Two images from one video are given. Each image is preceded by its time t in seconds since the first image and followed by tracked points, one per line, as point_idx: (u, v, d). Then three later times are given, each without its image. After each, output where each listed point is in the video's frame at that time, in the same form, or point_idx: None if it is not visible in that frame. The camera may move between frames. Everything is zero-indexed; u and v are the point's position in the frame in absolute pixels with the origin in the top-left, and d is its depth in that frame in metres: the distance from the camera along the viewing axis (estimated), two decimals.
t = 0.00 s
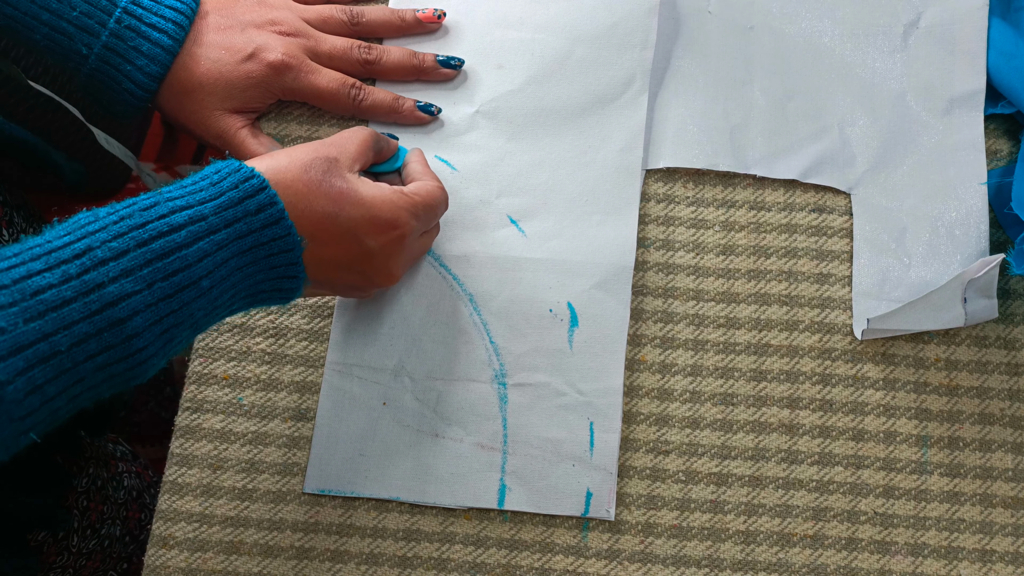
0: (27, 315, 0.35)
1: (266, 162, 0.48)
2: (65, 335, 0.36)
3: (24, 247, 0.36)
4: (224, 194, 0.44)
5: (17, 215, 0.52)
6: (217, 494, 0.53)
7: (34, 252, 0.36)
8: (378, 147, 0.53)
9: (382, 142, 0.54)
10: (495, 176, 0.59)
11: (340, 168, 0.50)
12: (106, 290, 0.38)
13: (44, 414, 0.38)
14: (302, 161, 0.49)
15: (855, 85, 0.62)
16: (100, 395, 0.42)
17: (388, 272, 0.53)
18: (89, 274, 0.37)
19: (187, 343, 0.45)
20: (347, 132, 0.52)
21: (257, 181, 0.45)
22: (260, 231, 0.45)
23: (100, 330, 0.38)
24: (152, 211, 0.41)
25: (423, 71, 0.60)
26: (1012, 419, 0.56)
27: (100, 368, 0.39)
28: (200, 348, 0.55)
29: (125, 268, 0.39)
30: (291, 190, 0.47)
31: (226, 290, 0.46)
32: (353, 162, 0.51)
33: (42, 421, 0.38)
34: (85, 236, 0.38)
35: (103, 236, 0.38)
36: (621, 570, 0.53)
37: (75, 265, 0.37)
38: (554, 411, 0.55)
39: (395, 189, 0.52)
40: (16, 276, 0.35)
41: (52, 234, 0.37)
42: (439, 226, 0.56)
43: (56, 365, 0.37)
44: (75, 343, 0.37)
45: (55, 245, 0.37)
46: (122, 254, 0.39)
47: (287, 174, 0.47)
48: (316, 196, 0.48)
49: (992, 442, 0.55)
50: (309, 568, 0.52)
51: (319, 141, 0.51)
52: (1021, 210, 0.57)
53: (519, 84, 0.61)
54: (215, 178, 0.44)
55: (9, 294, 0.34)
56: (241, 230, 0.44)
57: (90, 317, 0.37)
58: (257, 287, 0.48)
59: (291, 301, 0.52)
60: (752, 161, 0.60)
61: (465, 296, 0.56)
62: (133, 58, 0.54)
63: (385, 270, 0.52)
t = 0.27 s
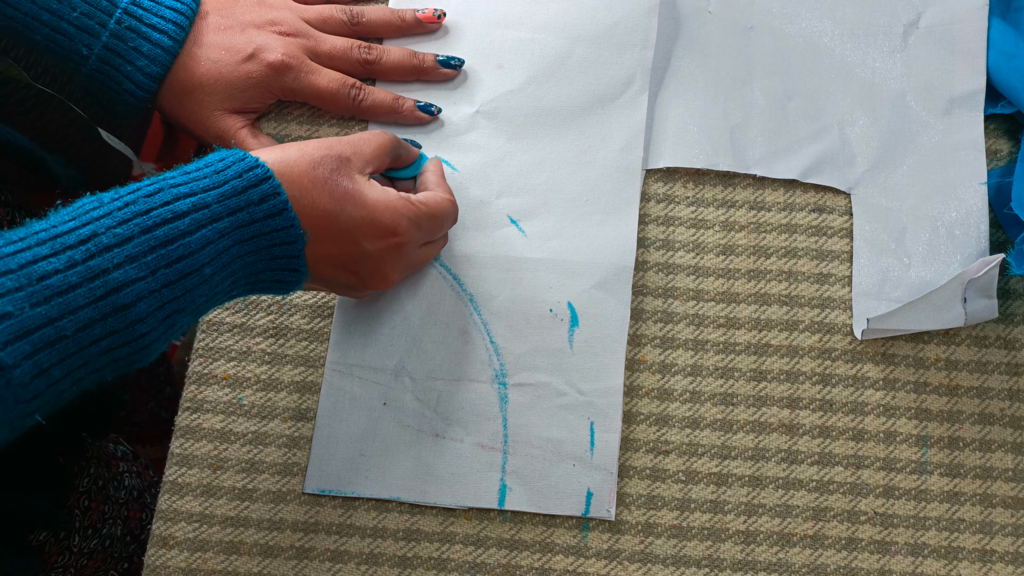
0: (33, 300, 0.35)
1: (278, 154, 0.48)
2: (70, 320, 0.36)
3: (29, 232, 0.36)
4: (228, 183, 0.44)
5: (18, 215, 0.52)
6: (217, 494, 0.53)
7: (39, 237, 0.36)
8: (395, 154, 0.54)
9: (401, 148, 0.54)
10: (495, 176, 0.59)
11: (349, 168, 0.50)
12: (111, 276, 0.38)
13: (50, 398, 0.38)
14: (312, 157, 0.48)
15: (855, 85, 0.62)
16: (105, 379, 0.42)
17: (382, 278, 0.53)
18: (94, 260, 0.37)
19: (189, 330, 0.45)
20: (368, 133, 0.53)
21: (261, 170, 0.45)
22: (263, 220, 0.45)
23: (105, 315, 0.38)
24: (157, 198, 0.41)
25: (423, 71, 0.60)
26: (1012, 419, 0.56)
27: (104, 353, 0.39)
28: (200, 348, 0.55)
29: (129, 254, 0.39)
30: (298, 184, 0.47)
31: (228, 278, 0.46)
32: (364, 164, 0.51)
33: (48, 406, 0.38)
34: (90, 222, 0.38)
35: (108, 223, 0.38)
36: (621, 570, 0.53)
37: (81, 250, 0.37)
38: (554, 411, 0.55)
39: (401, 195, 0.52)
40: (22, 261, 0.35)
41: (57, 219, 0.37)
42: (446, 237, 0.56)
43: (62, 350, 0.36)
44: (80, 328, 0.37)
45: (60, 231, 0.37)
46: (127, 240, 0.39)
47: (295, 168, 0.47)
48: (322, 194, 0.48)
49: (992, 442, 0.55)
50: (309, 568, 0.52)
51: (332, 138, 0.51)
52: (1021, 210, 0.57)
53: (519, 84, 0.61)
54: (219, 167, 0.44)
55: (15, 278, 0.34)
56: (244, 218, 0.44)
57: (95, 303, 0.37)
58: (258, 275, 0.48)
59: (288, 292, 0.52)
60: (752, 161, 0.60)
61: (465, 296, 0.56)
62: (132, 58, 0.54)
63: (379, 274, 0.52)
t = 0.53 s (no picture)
0: (50, 299, 0.35)
1: (301, 162, 0.48)
2: (84, 320, 0.37)
3: (49, 230, 0.37)
4: (248, 187, 0.44)
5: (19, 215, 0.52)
6: (217, 494, 0.53)
7: (59, 236, 0.37)
8: (418, 170, 0.54)
9: (425, 163, 0.54)
10: (495, 176, 0.59)
11: (370, 181, 0.50)
12: (127, 277, 0.38)
13: (63, 396, 0.38)
14: (334, 166, 0.48)
15: (855, 85, 0.62)
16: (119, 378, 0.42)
17: (393, 292, 0.53)
18: (111, 261, 0.38)
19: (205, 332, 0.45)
20: (394, 145, 0.53)
21: (280, 176, 0.45)
22: (280, 225, 0.45)
23: (120, 316, 0.38)
24: (175, 200, 0.41)
25: (423, 71, 0.60)
26: (1012, 419, 0.56)
27: (117, 353, 0.39)
28: (200, 348, 0.55)
29: (146, 256, 0.39)
30: (318, 194, 0.47)
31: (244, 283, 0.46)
32: (386, 178, 0.51)
33: (62, 403, 0.39)
34: (108, 223, 0.38)
35: (126, 224, 0.39)
36: (621, 570, 0.53)
37: (98, 251, 0.37)
38: (554, 411, 0.55)
39: (419, 212, 0.52)
40: (40, 260, 0.35)
41: (77, 218, 0.38)
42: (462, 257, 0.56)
43: (76, 349, 0.37)
44: (95, 328, 0.37)
45: (79, 231, 0.37)
46: (144, 242, 0.39)
47: (317, 177, 0.47)
48: (341, 206, 0.48)
49: (992, 442, 0.55)
50: (309, 568, 0.52)
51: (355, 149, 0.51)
52: (1021, 210, 0.57)
53: (519, 84, 0.61)
54: (240, 170, 0.44)
55: (32, 277, 0.35)
56: (261, 223, 0.44)
57: (111, 303, 0.38)
58: (274, 279, 0.48)
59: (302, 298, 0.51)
60: (752, 161, 0.60)
61: (465, 297, 0.56)
62: (133, 59, 0.54)
63: (390, 289, 0.52)
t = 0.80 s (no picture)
0: (29, 328, 0.36)
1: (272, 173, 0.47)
2: (65, 348, 0.37)
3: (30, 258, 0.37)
4: (231, 206, 0.44)
5: (20, 215, 0.53)
6: (217, 494, 0.53)
7: (39, 264, 0.37)
8: (385, 158, 0.53)
9: (392, 151, 0.54)
10: (495, 176, 0.59)
11: (344, 180, 0.50)
12: (107, 303, 0.39)
13: (44, 423, 0.39)
14: (306, 172, 0.48)
15: (855, 85, 0.62)
16: (103, 404, 0.42)
17: (390, 287, 0.53)
18: (91, 287, 0.38)
19: (190, 354, 0.45)
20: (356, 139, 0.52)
21: (263, 194, 0.45)
22: (264, 244, 0.45)
23: (100, 343, 0.39)
24: (157, 223, 0.41)
25: (423, 71, 0.60)
26: (1012, 419, 0.56)
27: (100, 379, 0.40)
28: (200, 348, 0.55)
29: (127, 281, 0.39)
30: (295, 204, 0.47)
31: (229, 303, 0.46)
32: (358, 173, 0.51)
33: (43, 429, 0.39)
34: (89, 248, 0.38)
35: (106, 249, 0.39)
36: (621, 570, 0.53)
37: (78, 277, 0.38)
38: (554, 411, 0.55)
39: (398, 202, 0.51)
40: (19, 287, 0.36)
41: (58, 245, 0.38)
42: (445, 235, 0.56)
43: (57, 376, 0.37)
44: (76, 355, 0.38)
45: (58, 257, 0.37)
46: (125, 266, 0.39)
47: (292, 187, 0.47)
48: (319, 209, 0.48)
49: (992, 442, 0.55)
50: (309, 568, 0.52)
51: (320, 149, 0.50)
52: (1021, 210, 0.57)
53: (519, 84, 0.61)
54: (222, 190, 0.44)
55: (12, 305, 0.35)
56: (244, 243, 0.44)
57: (91, 330, 0.38)
58: (261, 298, 0.48)
59: (293, 313, 0.51)
60: (752, 161, 0.60)
61: (465, 296, 0.56)
62: (133, 60, 0.54)
63: (387, 285, 0.52)
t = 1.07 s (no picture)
0: (40, 315, 0.35)
1: (284, 166, 0.48)
2: (75, 336, 0.37)
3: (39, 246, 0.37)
4: (238, 197, 0.44)
5: (20, 215, 0.53)
6: (217, 494, 0.53)
7: (48, 252, 0.37)
8: (398, 160, 0.54)
9: (405, 152, 0.54)
10: (495, 176, 0.59)
11: (354, 177, 0.50)
12: (117, 292, 0.38)
13: (53, 412, 0.38)
14: (317, 168, 0.48)
15: (855, 85, 0.62)
16: (108, 394, 0.42)
17: (392, 287, 0.53)
18: (101, 275, 0.38)
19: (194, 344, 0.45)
20: (370, 139, 0.53)
21: (269, 185, 0.45)
22: (270, 234, 0.45)
23: (110, 331, 0.38)
24: (165, 213, 0.41)
25: (423, 71, 0.60)
26: (1012, 419, 0.56)
27: (109, 368, 0.40)
28: (200, 348, 0.55)
29: (136, 270, 0.39)
30: (303, 197, 0.47)
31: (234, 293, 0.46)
32: (369, 173, 0.51)
33: (51, 419, 0.39)
34: (98, 237, 0.38)
35: (116, 238, 0.39)
36: (621, 570, 0.53)
37: (88, 265, 0.37)
38: (554, 411, 0.55)
39: (406, 203, 0.52)
40: (30, 275, 0.35)
41: (66, 234, 0.38)
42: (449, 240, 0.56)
43: (67, 364, 0.37)
44: (86, 343, 0.37)
45: (68, 246, 0.37)
46: (134, 256, 0.39)
47: (302, 181, 0.47)
48: (327, 205, 0.48)
49: (992, 442, 0.55)
50: (309, 568, 0.52)
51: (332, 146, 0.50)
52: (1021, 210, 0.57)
53: (519, 84, 0.61)
54: (229, 181, 0.44)
55: (22, 293, 0.35)
56: (251, 234, 0.44)
57: (101, 318, 0.38)
58: (265, 290, 0.48)
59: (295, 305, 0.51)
60: (752, 161, 0.60)
61: (465, 296, 0.56)
62: (133, 60, 0.54)
63: (388, 284, 0.52)
